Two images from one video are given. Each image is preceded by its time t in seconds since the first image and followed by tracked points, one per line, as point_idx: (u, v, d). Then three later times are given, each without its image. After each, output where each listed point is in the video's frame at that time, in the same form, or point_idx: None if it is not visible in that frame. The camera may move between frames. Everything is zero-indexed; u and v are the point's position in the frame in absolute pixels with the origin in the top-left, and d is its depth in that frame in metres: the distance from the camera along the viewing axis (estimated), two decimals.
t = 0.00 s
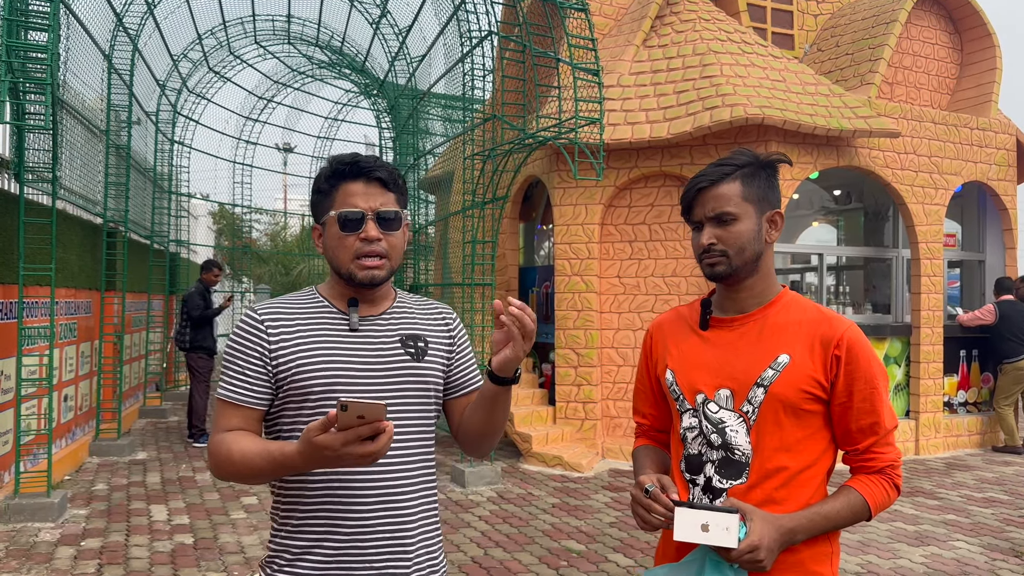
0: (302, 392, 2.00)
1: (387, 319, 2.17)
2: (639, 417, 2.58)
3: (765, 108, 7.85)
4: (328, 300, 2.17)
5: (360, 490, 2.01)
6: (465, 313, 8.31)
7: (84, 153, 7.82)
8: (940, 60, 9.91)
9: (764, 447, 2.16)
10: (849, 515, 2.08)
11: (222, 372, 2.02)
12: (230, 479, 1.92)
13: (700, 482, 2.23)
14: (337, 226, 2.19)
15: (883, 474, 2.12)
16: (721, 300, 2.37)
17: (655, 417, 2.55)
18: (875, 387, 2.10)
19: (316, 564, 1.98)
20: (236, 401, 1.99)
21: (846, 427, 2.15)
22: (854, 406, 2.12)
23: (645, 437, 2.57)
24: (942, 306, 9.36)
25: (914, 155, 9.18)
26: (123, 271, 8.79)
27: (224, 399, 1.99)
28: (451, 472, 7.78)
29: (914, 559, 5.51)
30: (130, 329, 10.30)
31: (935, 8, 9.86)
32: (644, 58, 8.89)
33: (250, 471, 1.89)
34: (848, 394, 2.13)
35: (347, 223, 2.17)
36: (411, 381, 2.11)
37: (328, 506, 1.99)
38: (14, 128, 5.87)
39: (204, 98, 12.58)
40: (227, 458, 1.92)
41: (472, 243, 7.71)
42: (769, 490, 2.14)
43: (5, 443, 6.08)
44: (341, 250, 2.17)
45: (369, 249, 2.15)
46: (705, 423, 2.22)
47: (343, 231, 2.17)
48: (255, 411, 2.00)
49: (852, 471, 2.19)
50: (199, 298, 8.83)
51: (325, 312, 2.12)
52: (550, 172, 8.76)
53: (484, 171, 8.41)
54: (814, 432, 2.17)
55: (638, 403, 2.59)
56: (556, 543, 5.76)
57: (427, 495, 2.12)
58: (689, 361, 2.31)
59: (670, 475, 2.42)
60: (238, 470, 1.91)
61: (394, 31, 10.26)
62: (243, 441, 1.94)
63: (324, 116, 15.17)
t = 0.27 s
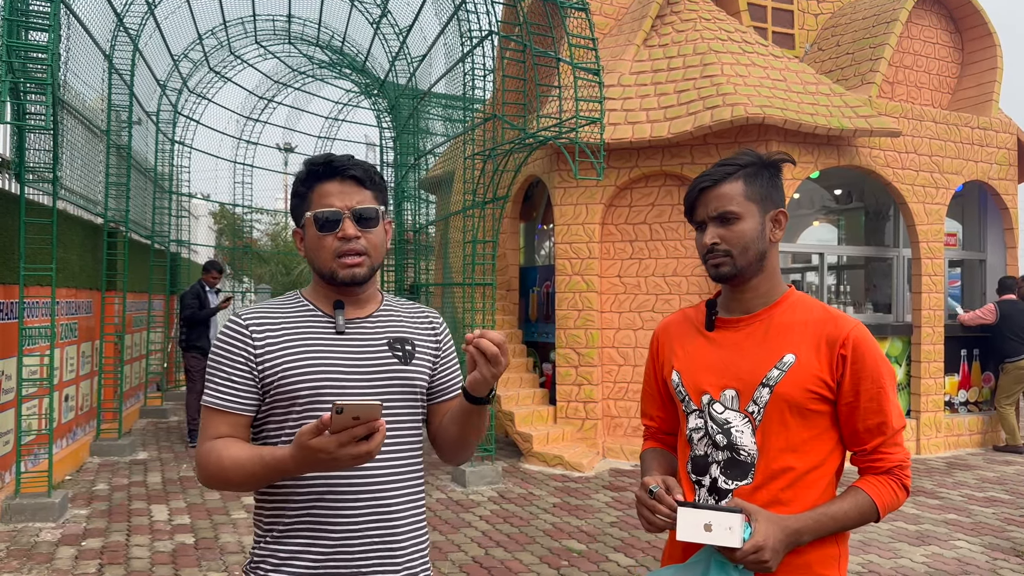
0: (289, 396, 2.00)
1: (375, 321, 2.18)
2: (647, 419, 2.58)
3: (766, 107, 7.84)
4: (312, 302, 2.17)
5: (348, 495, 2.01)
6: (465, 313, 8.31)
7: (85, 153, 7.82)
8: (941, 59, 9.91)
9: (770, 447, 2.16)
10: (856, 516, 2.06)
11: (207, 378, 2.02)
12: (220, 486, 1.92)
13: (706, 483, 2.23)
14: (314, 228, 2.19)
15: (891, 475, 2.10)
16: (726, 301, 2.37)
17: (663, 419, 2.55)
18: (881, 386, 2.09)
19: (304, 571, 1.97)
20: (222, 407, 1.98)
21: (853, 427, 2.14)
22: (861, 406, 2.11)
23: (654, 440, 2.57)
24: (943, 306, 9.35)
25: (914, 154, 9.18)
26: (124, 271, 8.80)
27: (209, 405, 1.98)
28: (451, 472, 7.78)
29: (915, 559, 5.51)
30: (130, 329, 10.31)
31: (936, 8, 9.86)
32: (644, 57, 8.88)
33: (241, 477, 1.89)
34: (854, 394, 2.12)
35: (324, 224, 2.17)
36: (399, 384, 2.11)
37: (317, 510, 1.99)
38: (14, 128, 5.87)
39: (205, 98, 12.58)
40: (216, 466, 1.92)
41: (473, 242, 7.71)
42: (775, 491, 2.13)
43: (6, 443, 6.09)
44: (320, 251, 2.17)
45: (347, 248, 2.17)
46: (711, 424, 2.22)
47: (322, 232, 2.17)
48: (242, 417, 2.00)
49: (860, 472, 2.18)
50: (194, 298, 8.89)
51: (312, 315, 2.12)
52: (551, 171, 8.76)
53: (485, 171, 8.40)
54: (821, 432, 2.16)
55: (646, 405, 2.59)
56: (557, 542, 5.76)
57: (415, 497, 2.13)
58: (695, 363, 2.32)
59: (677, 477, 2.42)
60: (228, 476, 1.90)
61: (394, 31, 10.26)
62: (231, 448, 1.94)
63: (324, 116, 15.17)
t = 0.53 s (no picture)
0: (275, 397, 2.00)
1: (364, 320, 2.17)
2: (654, 422, 2.58)
3: (766, 107, 7.84)
4: (301, 303, 2.16)
5: (332, 497, 2.00)
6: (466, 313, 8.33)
7: (85, 153, 7.83)
8: (942, 58, 9.90)
9: (774, 448, 2.15)
10: (862, 516, 2.04)
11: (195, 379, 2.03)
12: (203, 485, 1.92)
13: (711, 485, 2.23)
14: (305, 225, 2.19)
15: (897, 475, 2.09)
16: (729, 302, 2.37)
17: (670, 421, 2.54)
18: (886, 384, 2.08)
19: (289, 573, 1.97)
20: (208, 408, 1.99)
21: (858, 427, 2.13)
22: (864, 405, 2.10)
23: (661, 443, 2.56)
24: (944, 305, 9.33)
25: (915, 153, 9.18)
26: (124, 271, 8.80)
27: (196, 406, 1.99)
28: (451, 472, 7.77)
29: (916, 558, 5.50)
30: (132, 330, 10.32)
31: (937, 7, 9.85)
32: (645, 57, 8.88)
33: (222, 476, 1.89)
34: (858, 393, 2.11)
35: (315, 222, 2.17)
36: (386, 384, 2.10)
37: (300, 513, 1.99)
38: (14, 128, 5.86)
39: (205, 98, 12.58)
40: (199, 464, 1.92)
41: (474, 242, 7.71)
42: (780, 491, 2.13)
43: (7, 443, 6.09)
44: (308, 248, 2.17)
45: (334, 248, 2.16)
46: (715, 426, 2.22)
47: (312, 230, 2.17)
48: (230, 418, 2.01)
49: (867, 472, 2.16)
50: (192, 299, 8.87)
51: (300, 317, 2.12)
52: (552, 171, 8.75)
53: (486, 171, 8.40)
54: (825, 432, 2.15)
55: (652, 408, 2.59)
56: (558, 542, 5.75)
57: (402, 499, 2.11)
58: (699, 364, 2.32)
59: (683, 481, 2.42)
60: (210, 475, 1.91)
61: (394, 31, 10.26)
62: (215, 447, 1.94)
63: (325, 116, 15.17)
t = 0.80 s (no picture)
0: (277, 399, 2.01)
1: (371, 323, 2.16)
2: (655, 422, 2.58)
3: (767, 106, 7.83)
4: (306, 304, 2.16)
5: (334, 500, 2.01)
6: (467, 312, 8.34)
7: (85, 152, 7.82)
8: (942, 57, 9.90)
9: (772, 447, 2.15)
10: (860, 515, 2.04)
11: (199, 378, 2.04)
12: (200, 483, 1.94)
13: (710, 485, 2.24)
14: (314, 228, 2.18)
15: (896, 472, 2.07)
16: (727, 302, 2.37)
17: (671, 422, 2.54)
18: (883, 382, 2.07)
19: None
20: (212, 407, 2.00)
21: (856, 425, 2.12)
22: (861, 403, 2.10)
23: (663, 443, 2.57)
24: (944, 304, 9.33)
25: (915, 152, 9.17)
26: (125, 270, 8.81)
27: (199, 405, 2.01)
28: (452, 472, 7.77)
29: (917, 557, 5.50)
30: (132, 329, 10.32)
31: (937, 6, 9.84)
32: (645, 56, 8.88)
33: (218, 476, 1.91)
34: (855, 391, 2.10)
35: (325, 227, 2.17)
36: (389, 388, 2.10)
37: (301, 516, 1.99)
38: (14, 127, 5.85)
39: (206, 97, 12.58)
40: (196, 463, 1.95)
41: (474, 241, 7.70)
42: (778, 491, 2.13)
43: (7, 442, 6.10)
44: (317, 254, 2.16)
45: (343, 257, 2.14)
46: (713, 426, 2.23)
47: (321, 236, 2.16)
48: (232, 418, 2.02)
49: (866, 470, 2.16)
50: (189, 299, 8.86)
51: (304, 319, 2.12)
52: (552, 170, 8.75)
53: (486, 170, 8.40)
54: (823, 431, 2.15)
55: (654, 409, 2.59)
56: (559, 541, 5.75)
57: (403, 502, 2.11)
58: (698, 364, 2.33)
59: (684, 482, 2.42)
60: (205, 474, 1.93)
61: (394, 30, 10.27)
62: (213, 447, 1.96)
63: (325, 115, 15.16)
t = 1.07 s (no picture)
0: (290, 397, 2.01)
1: (383, 320, 2.16)
2: (647, 419, 2.58)
3: (767, 105, 7.82)
4: (319, 300, 2.16)
5: (348, 500, 2.01)
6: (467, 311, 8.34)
7: (86, 151, 7.82)
8: (943, 56, 9.89)
9: (763, 444, 2.15)
10: (849, 511, 2.05)
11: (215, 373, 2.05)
12: (216, 477, 1.96)
13: (702, 481, 2.23)
14: (329, 225, 2.18)
15: (885, 469, 2.09)
16: (721, 299, 2.36)
17: (662, 418, 2.54)
18: (873, 380, 2.08)
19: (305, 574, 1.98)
20: (228, 403, 2.01)
21: (846, 422, 2.13)
22: (852, 401, 2.10)
23: (654, 439, 2.57)
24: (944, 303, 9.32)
25: (915, 151, 9.17)
26: (125, 269, 8.81)
27: (214, 400, 2.02)
28: (452, 471, 7.76)
29: (917, 556, 5.50)
30: (132, 328, 10.32)
31: (938, 4, 9.83)
32: (645, 54, 8.87)
33: (232, 472, 1.93)
34: (846, 389, 2.11)
35: (340, 224, 2.17)
36: (401, 386, 2.09)
37: (316, 515, 1.99)
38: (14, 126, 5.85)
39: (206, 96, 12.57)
40: (212, 458, 1.96)
41: (474, 240, 7.70)
42: (769, 487, 2.13)
43: (8, 441, 6.10)
44: (331, 251, 2.16)
45: (357, 255, 2.14)
46: (705, 422, 2.22)
47: (335, 233, 2.16)
48: (247, 414, 2.03)
49: (856, 466, 2.16)
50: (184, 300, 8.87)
51: (317, 315, 2.11)
52: (552, 169, 8.75)
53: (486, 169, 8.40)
54: (813, 428, 2.15)
55: (646, 405, 2.59)
56: (558, 540, 5.75)
57: (416, 499, 2.11)
58: (690, 361, 2.32)
59: (676, 478, 2.42)
60: (221, 470, 1.94)
61: (395, 29, 10.27)
62: (229, 443, 1.97)
63: (325, 114, 15.15)
